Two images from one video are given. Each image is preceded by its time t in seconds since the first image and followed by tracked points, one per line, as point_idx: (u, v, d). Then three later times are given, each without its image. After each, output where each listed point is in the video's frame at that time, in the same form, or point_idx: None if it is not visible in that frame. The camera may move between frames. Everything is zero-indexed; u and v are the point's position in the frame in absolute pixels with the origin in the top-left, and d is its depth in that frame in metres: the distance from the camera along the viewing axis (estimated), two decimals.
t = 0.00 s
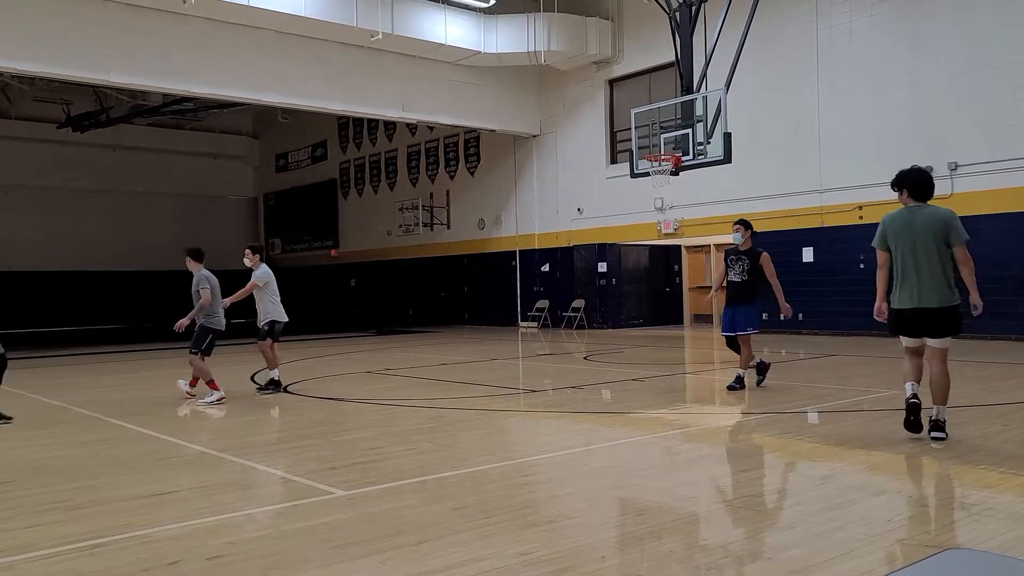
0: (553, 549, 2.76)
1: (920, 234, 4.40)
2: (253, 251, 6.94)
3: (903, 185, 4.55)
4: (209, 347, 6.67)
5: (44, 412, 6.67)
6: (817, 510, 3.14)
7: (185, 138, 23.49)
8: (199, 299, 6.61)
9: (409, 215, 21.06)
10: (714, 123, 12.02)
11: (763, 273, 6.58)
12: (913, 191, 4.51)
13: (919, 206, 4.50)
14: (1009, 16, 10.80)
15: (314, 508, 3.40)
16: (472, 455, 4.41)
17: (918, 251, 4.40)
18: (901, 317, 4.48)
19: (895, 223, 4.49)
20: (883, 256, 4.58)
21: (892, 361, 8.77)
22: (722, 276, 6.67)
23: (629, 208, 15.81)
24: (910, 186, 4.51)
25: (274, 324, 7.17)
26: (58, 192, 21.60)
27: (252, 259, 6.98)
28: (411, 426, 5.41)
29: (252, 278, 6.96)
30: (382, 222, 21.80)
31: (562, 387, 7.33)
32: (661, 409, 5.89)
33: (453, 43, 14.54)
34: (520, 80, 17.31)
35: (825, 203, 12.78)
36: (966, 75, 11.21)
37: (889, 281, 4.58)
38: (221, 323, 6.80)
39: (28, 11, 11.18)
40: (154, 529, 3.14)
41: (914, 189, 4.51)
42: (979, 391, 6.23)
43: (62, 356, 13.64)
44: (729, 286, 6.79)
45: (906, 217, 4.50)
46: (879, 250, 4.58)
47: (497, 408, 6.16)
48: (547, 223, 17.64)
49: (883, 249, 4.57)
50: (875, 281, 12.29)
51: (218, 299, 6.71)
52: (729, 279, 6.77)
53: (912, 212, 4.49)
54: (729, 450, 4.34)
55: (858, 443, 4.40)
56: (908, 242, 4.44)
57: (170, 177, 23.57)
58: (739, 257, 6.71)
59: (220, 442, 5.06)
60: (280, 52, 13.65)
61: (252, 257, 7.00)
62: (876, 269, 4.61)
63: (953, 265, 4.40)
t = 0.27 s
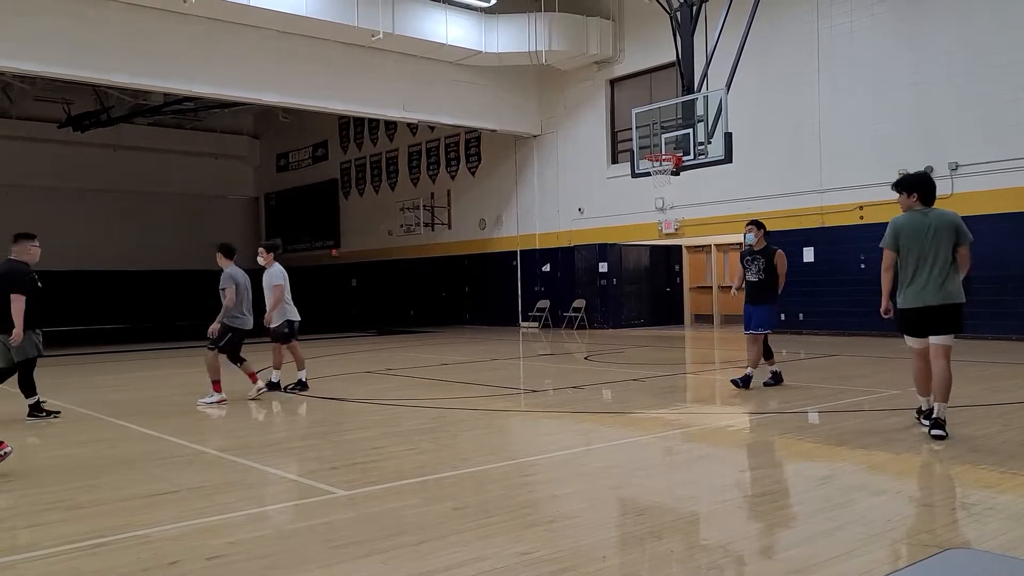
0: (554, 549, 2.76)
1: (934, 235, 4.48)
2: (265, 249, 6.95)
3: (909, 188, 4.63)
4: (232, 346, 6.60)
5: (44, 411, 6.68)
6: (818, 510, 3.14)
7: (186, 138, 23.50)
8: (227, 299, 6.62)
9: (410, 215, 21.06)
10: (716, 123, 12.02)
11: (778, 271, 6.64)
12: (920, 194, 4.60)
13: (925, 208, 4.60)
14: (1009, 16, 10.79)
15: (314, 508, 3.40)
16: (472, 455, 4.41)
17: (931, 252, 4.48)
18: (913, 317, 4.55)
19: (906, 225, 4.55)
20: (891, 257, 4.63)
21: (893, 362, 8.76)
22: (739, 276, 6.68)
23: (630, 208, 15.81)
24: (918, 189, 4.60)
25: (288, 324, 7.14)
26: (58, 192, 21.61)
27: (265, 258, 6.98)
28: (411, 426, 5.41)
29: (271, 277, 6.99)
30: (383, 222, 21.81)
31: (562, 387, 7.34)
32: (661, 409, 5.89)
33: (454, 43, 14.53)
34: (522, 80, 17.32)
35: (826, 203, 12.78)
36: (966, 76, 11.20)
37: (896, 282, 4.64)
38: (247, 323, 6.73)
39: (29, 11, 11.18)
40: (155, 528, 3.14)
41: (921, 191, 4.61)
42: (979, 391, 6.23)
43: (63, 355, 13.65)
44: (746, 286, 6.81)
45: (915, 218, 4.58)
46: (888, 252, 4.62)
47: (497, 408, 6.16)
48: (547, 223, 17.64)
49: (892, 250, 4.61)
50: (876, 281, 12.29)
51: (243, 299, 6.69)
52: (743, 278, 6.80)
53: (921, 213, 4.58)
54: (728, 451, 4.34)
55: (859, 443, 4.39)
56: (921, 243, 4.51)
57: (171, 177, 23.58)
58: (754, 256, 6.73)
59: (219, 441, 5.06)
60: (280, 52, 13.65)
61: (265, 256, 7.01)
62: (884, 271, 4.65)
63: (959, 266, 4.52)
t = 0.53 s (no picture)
0: (554, 547, 2.76)
1: (935, 232, 4.61)
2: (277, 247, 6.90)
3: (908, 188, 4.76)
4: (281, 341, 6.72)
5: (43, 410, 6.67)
6: (817, 508, 3.14)
7: (185, 136, 23.49)
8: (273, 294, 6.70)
9: (409, 214, 21.04)
10: (715, 122, 12.01)
11: (789, 268, 6.83)
12: (917, 194, 4.74)
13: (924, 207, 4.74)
14: (1009, 15, 10.79)
15: (314, 507, 3.39)
16: (471, 453, 4.41)
17: (934, 248, 4.59)
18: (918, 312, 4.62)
19: (908, 223, 4.66)
20: (893, 255, 4.71)
21: (892, 360, 8.76)
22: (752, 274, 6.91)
23: (629, 207, 15.81)
24: (916, 189, 4.74)
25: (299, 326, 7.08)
26: (57, 191, 21.59)
27: (281, 257, 6.99)
28: (410, 425, 5.41)
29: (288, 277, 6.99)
30: (382, 221, 21.81)
31: (562, 386, 7.34)
32: (661, 407, 5.90)
33: (453, 42, 14.52)
34: (521, 79, 17.31)
35: (826, 202, 12.78)
36: (965, 75, 11.20)
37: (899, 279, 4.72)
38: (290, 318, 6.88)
39: (27, 10, 11.16)
40: (153, 527, 3.14)
41: (919, 192, 4.75)
42: (978, 389, 6.23)
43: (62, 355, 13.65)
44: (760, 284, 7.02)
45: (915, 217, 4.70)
46: (891, 251, 4.70)
47: (496, 406, 6.16)
48: (547, 222, 17.64)
49: (894, 249, 4.70)
50: (875, 280, 12.29)
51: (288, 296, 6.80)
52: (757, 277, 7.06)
53: (920, 213, 4.69)
54: (727, 449, 4.34)
55: (858, 442, 4.39)
56: (922, 239, 4.62)
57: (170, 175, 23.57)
58: (766, 254, 6.92)
59: (218, 440, 5.06)
60: (280, 51, 13.65)
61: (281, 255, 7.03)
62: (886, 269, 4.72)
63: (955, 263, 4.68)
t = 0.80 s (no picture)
0: (552, 545, 2.77)
1: (929, 231, 4.66)
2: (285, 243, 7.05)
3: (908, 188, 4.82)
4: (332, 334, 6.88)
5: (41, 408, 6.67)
6: (815, 506, 3.14)
7: (183, 134, 23.47)
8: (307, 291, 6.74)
9: (407, 213, 21.02)
10: (714, 119, 12.01)
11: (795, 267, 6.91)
12: (912, 194, 4.79)
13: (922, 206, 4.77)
14: (1006, 13, 10.80)
15: (314, 504, 3.40)
16: (470, 452, 4.41)
17: (927, 247, 4.65)
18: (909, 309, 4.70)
19: (903, 222, 4.73)
20: (889, 252, 4.78)
21: (891, 358, 8.77)
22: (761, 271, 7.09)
23: (628, 205, 15.81)
24: (911, 189, 4.79)
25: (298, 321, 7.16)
26: (55, 189, 21.57)
27: (286, 255, 7.07)
28: (409, 423, 5.41)
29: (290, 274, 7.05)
30: (380, 220, 21.80)
31: (560, 384, 7.34)
32: (659, 406, 5.90)
33: (452, 39, 14.50)
34: (520, 77, 17.30)
35: (824, 200, 12.79)
36: (964, 74, 11.20)
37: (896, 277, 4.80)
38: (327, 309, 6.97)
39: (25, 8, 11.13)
40: (152, 526, 3.14)
41: (916, 192, 4.80)
42: (976, 387, 6.24)
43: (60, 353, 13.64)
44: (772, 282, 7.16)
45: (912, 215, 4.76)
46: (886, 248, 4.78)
47: (495, 404, 6.16)
48: (545, 221, 17.64)
49: (889, 247, 4.78)
50: (873, 278, 12.30)
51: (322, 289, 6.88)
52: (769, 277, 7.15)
53: (919, 212, 4.74)
54: (725, 447, 4.34)
55: (856, 440, 4.39)
56: (919, 238, 4.67)
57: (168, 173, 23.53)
58: (777, 254, 7.08)
59: (217, 438, 5.05)
60: (279, 49, 13.64)
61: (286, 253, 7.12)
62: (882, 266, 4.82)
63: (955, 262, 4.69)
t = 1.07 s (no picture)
0: (549, 543, 2.77)
1: (932, 234, 4.73)
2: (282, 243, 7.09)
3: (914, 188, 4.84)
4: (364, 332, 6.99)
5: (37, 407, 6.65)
6: (812, 505, 3.14)
7: (179, 132, 23.42)
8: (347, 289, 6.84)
9: (404, 211, 21.00)
10: (710, 118, 12.03)
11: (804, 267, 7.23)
12: (916, 196, 4.80)
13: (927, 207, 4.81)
14: (1002, 12, 10.82)
15: (310, 503, 3.39)
16: (467, 450, 4.41)
17: (928, 250, 4.74)
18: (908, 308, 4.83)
19: (907, 224, 4.80)
20: (893, 252, 4.87)
21: (888, 357, 8.78)
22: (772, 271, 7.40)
23: (625, 204, 15.81)
24: (916, 190, 4.80)
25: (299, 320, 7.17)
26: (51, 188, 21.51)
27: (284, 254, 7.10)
28: (405, 421, 5.41)
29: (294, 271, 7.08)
30: (377, 218, 21.78)
31: (557, 383, 7.34)
32: (656, 404, 5.90)
33: (449, 37, 14.48)
34: (517, 75, 17.29)
35: (821, 199, 12.81)
36: (961, 72, 11.22)
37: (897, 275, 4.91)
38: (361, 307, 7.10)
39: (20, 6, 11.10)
40: (148, 525, 3.13)
41: (921, 194, 4.80)
42: (973, 386, 6.25)
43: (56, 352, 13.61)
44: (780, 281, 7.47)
45: (917, 217, 4.83)
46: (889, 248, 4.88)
47: (492, 403, 6.16)
48: (543, 219, 17.64)
49: (892, 246, 4.87)
50: (869, 277, 12.31)
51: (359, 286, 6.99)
52: (779, 276, 7.51)
53: (923, 213, 4.81)
54: (722, 445, 4.34)
55: (852, 438, 4.40)
56: (923, 239, 4.75)
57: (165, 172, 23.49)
58: (787, 253, 7.39)
59: (213, 437, 5.04)
60: (277, 48, 13.62)
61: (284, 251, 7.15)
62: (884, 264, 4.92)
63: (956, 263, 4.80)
